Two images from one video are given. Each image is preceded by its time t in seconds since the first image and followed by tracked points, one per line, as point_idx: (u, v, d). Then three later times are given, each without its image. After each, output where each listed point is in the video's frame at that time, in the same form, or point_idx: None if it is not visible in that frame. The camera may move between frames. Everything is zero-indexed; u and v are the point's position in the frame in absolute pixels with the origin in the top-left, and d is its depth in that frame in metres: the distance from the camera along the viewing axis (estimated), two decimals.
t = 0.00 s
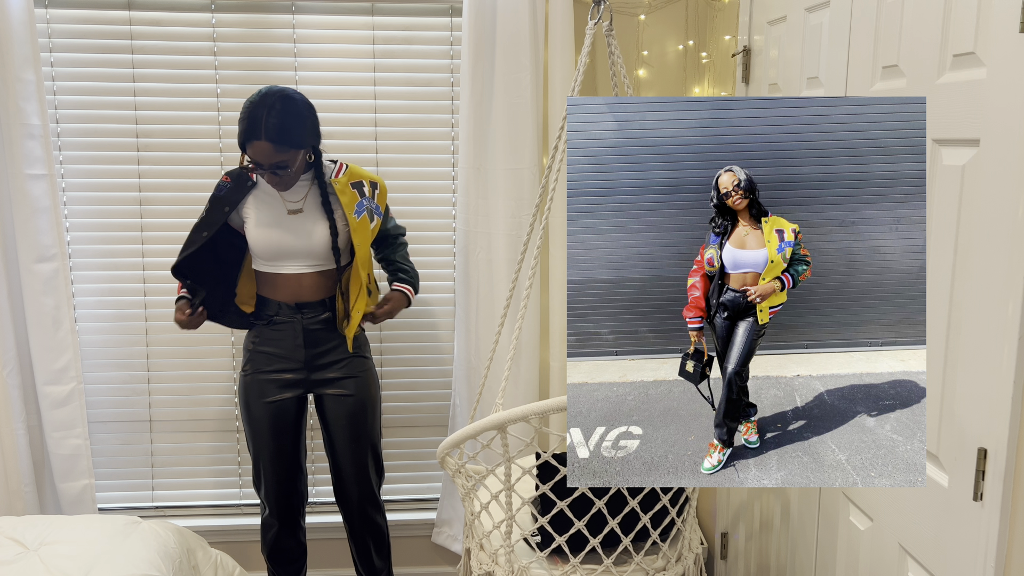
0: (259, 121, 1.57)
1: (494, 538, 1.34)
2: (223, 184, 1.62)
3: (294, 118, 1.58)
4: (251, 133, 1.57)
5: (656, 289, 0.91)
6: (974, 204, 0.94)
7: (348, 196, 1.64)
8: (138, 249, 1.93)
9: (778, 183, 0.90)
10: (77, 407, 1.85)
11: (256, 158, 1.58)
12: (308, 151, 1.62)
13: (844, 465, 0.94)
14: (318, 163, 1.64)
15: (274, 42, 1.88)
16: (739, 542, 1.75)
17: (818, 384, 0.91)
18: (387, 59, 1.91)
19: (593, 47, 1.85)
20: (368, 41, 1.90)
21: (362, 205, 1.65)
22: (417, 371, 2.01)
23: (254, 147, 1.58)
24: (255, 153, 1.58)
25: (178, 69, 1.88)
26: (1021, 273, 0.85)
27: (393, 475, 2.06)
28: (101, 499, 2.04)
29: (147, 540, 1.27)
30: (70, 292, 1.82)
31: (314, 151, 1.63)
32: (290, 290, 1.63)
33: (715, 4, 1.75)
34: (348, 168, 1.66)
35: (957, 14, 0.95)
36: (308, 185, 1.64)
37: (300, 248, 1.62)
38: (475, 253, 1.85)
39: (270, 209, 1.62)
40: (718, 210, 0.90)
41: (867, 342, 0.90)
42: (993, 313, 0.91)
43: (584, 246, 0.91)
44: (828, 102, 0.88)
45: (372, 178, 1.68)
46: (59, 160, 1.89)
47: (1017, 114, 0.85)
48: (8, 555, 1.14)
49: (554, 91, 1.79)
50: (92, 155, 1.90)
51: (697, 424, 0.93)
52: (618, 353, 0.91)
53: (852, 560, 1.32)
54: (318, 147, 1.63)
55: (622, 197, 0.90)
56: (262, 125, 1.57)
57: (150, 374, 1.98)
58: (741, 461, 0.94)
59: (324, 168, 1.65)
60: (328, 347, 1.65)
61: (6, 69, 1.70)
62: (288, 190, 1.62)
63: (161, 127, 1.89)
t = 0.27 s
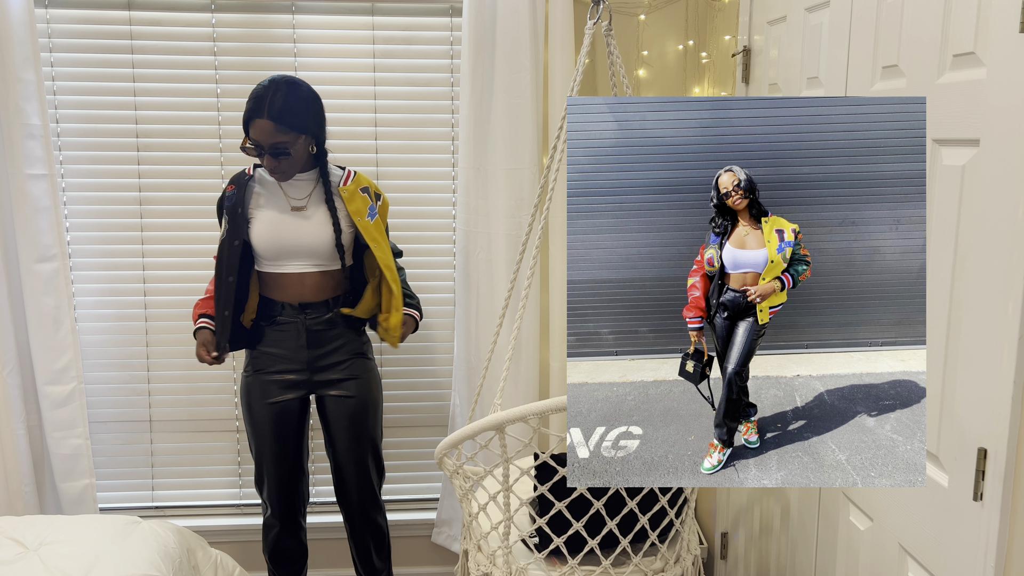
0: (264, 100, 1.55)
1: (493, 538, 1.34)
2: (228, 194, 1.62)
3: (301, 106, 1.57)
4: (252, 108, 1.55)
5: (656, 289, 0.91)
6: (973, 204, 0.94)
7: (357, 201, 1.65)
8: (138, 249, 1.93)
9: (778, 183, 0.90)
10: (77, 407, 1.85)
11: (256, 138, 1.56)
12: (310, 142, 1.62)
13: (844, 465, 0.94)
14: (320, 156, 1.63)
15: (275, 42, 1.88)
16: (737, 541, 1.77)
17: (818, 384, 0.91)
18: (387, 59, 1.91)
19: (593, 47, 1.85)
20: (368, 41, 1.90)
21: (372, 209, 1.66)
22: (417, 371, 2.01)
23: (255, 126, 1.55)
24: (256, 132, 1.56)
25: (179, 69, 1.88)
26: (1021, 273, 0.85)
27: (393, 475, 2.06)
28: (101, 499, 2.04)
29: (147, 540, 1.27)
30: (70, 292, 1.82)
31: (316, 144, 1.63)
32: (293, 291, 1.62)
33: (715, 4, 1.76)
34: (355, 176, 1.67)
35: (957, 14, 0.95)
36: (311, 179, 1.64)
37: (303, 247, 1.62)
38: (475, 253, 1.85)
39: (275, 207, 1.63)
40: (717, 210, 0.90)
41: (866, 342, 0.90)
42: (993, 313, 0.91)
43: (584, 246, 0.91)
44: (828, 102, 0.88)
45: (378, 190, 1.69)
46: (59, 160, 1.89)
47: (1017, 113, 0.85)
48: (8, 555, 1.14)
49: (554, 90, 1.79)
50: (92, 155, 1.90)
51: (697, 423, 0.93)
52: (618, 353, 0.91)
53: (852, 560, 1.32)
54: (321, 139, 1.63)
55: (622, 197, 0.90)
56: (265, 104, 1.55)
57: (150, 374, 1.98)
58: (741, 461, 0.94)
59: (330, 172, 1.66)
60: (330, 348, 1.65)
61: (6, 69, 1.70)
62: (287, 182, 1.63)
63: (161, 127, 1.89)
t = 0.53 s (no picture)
0: (265, 97, 1.54)
1: (493, 540, 1.35)
2: (233, 193, 1.62)
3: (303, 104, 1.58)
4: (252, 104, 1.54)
5: (656, 289, 0.91)
6: (973, 204, 0.94)
7: (354, 199, 1.66)
8: (138, 249, 1.93)
9: (778, 183, 0.90)
10: (77, 407, 1.85)
11: (255, 133, 1.55)
12: (310, 140, 1.62)
13: (844, 465, 0.94)
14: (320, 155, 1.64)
15: (274, 42, 1.88)
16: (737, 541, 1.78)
17: (818, 384, 0.91)
18: (387, 59, 1.91)
19: (593, 47, 1.85)
20: (368, 41, 1.90)
21: (368, 208, 1.66)
22: (417, 371, 2.01)
23: (255, 121, 1.54)
24: (256, 128, 1.55)
25: (179, 69, 1.88)
26: (1021, 273, 0.85)
27: (393, 475, 2.06)
28: (101, 499, 2.04)
29: (147, 540, 1.27)
30: (70, 292, 1.82)
31: (315, 142, 1.63)
32: (295, 289, 1.62)
33: (715, 4, 1.76)
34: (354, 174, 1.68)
35: (957, 14, 0.95)
36: (311, 178, 1.65)
37: (304, 247, 1.62)
38: (475, 253, 1.85)
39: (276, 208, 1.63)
40: (717, 210, 0.90)
41: (866, 342, 0.90)
42: (993, 313, 0.91)
43: (584, 246, 0.91)
44: (828, 102, 0.88)
45: (377, 185, 1.70)
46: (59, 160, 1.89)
47: (1017, 113, 0.85)
48: (8, 555, 1.14)
49: (554, 90, 1.79)
50: (92, 155, 1.90)
51: (697, 423, 0.93)
52: (618, 353, 0.91)
53: (852, 560, 1.32)
54: (320, 138, 1.64)
55: (622, 197, 0.90)
56: (265, 100, 1.54)
57: (150, 374, 1.98)
58: (741, 461, 0.94)
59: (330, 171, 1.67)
60: (332, 348, 1.64)
61: (6, 69, 1.70)
62: (287, 181, 1.64)
63: (161, 127, 1.89)
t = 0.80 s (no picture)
0: (261, 96, 1.55)
1: (495, 544, 1.35)
2: (230, 194, 1.61)
3: (302, 103, 1.59)
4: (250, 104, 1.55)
5: (656, 289, 0.91)
6: (973, 204, 0.94)
7: (349, 196, 1.65)
8: (138, 249, 1.93)
9: (778, 183, 0.90)
10: (77, 407, 1.85)
11: (253, 132, 1.56)
12: (307, 139, 1.62)
13: (844, 465, 0.94)
14: (317, 154, 1.64)
15: (274, 42, 1.88)
16: (739, 541, 1.77)
17: (818, 384, 0.91)
18: (387, 59, 1.91)
19: (593, 47, 1.85)
20: (368, 41, 1.90)
21: (362, 205, 1.64)
22: (417, 371, 2.01)
23: (253, 121, 1.55)
24: (253, 127, 1.55)
25: (178, 69, 1.88)
26: (1021, 273, 0.85)
27: (393, 475, 2.06)
28: (101, 499, 2.04)
29: (147, 540, 1.26)
30: (70, 292, 1.82)
31: (312, 141, 1.63)
32: (292, 288, 1.62)
33: (715, 4, 1.76)
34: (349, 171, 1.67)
35: (957, 14, 0.95)
36: (308, 177, 1.64)
37: (302, 247, 1.61)
38: (475, 253, 1.85)
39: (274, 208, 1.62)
40: (717, 210, 0.90)
41: (866, 342, 0.90)
42: (993, 313, 0.91)
43: (584, 246, 0.91)
44: (828, 102, 0.88)
45: (372, 183, 1.69)
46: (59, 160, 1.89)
47: (1017, 113, 0.85)
48: (8, 555, 1.14)
49: (554, 91, 1.79)
50: (92, 155, 1.90)
51: (697, 423, 0.93)
52: (618, 353, 0.91)
53: (852, 560, 1.32)
54: (317, 136, 1.64)
55: (622, 197, 0.90)
56: (263, 100, 1.55)
57: (150, 374, 1.98)
58: (741, 461, 0.94)
59: (326, 170, 1.66)
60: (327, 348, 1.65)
61: (6, 69, 1.70)
62: (283, 180, 1.63)
63: (161, 127, 1.89)
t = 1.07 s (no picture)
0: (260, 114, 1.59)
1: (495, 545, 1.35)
2: (227, 196, 1.60)
3: (295, 109, 1.60)
4: (256, 129, 1.59)
5: (656, 289, 0.91)
6: (973, 204, 0.94)
7: (345, 194, 1.65)
8: (138, 249, 1.93)
9: (778, 183, 0.90)
10: (77, 407, 1.85)
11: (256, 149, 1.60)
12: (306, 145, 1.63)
13: (844, 465, 0.94)
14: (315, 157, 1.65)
15: (274, 42, 1.88)
16: (739, 541, 1.77)
17: (818, 384, 0.91)
18: (387, 59, 1.91)
19: (594, 47, 1.85)
20: (368, 41, 1.90)
21: (356, 203, 1.65)
22: (417, 371, 2.01)
23: (261, 143, 1.59)
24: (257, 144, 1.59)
25: (178, 69, 1.88)
26: (1021, 273, 0.85)
27: (393, 475, 2.05)
28: (101, 500, 2.04)
29: (147, 540, 1.26)
30: (70, 292, 1.82)
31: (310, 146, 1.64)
32: (291, 289, 1.61)
33: (715, 4, 1.76)
34: (344, 171, 1.68)
35: (957, 14, 0.95)
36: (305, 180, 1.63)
37: (301, 247, 1.61)
38: (475, 253, 1.85)
39: (271, 208, 1.61)
40: (718, 210, 0.90)
41: (866, 342, 0.90)
42: (993, 313, 0.91)
43: (583, 246, 0.91)
44: (828, 102, 0.88)
45: (367, 181, 1.69)
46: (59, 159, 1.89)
47: (1017, 112, 0.85)
48: (8, 555, 1.14)
49: (554, 91, 1.79)
50: (92, 155, 1.90)
51: (697, 423, 0.93)
52: (618, 353, 0.91)
53: (852, 560, 1.32)
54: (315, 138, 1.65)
55: (622, 197, 0.90)
56: (267, 118, 1.59)
57: (150, 374, 1.98)
58: (741, 461, 0.94)
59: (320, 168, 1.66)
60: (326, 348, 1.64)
61: (6, 69, 1.70)
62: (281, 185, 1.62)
63: (161, 127, 1.89)
